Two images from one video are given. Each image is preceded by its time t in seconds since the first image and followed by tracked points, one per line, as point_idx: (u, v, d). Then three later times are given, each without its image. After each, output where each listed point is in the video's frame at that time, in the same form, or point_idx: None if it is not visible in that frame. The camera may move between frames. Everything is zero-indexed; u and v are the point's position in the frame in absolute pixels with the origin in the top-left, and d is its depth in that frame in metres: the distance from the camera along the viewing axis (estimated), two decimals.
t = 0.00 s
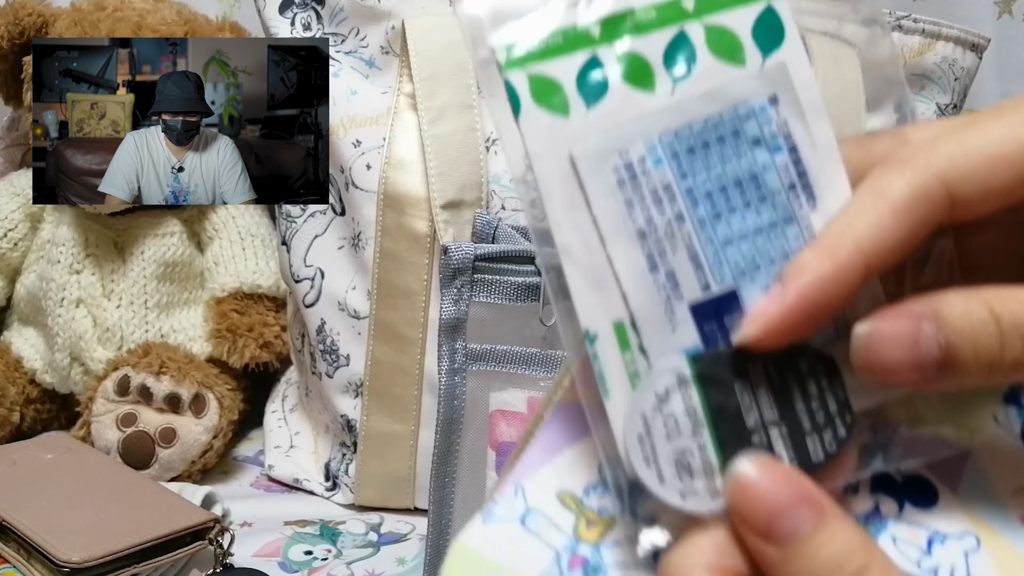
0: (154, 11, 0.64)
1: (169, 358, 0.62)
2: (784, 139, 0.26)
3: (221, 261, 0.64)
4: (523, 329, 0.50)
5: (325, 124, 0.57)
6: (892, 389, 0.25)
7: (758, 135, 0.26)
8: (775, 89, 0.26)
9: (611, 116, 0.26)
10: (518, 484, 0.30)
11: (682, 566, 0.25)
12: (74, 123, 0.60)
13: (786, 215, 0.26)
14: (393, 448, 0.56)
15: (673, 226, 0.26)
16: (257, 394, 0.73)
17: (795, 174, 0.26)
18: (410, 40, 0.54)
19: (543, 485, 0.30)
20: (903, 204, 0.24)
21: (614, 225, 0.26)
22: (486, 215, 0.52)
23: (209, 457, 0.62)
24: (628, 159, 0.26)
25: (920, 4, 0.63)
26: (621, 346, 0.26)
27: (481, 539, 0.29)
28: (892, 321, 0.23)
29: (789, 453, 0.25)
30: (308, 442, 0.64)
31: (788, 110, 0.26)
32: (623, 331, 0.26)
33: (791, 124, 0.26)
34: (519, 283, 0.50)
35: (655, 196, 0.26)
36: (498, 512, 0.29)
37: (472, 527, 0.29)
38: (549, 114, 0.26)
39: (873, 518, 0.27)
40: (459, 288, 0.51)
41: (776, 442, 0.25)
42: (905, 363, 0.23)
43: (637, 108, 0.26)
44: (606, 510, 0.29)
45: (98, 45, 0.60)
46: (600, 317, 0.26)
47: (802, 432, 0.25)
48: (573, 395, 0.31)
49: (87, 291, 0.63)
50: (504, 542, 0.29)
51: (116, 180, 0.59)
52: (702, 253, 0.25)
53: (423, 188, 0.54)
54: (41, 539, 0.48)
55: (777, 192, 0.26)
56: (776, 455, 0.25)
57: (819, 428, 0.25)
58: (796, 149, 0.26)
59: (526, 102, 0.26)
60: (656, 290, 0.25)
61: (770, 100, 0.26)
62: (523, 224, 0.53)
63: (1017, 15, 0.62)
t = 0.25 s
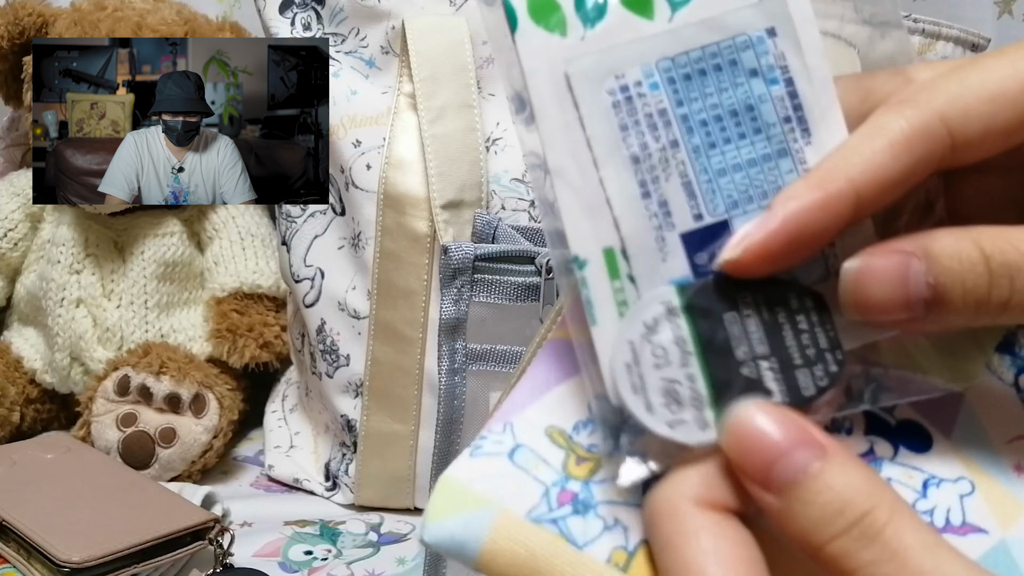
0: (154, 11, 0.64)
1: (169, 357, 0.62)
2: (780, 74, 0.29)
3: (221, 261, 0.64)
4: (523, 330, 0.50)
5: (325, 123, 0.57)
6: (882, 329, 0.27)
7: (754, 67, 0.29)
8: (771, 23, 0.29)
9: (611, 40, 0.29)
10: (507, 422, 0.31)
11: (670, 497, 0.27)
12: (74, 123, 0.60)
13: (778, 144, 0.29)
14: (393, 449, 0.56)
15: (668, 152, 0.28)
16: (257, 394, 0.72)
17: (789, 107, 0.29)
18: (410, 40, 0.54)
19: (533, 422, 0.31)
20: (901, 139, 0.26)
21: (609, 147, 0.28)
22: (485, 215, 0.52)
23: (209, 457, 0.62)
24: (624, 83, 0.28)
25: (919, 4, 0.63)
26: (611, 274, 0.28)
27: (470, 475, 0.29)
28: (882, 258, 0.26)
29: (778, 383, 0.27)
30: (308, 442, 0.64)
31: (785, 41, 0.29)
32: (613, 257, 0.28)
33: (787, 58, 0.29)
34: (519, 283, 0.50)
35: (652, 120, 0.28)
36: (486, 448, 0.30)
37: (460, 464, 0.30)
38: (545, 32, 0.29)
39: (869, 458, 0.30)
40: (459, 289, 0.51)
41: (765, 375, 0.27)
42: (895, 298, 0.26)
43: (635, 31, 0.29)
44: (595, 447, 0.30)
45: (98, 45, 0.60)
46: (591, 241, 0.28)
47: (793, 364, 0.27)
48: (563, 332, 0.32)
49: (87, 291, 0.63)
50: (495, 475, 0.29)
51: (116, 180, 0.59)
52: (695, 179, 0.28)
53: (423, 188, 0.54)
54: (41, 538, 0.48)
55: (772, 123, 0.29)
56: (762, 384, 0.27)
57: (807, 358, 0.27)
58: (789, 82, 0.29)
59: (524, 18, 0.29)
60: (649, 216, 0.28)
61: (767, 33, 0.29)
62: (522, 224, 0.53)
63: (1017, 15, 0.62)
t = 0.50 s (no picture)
0: (154, 11, 0.64)
1: (169, 358, 0.62)
2: (777, 87, 0.29)
3: (220, 261, 0.65)
4: (523, 329, 0.50)
5: (325, 123, 0.57)
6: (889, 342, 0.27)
7: (751, 81, 0.29)
8: (768, 38, 0.29)
9: (607, 56, 0.29)
10: (508, 438, 0.31)
11: (666, 511, 0.27)
12: (74, 123, 0.60)
13: (774, 158, 0.29)
14: (393, 449, 0.56)
15: (664, 166, 0.28)
16: (257, 394, 0.73)
17: (785, 121, 0.29)
18: (410, 40, 0.54)
19: (534, 437, 0.31)
20: (899, 152, 0.26)
21: (604, 160, 0.28)
22: (485, 214, 0.52)
23: (209, 457, 0.62)
24: (620, 98, 0.28)
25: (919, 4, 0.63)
26: (607, 285, 0.28)
27: (471, 491, 0.29)
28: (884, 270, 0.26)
29: (768, 396, 0.27)
30: (308, 442, 0.64)
31: (782, 55, 0.29)
32: (608, 268, 0.28)
33: (784, 72, 0.29)
34: (519, 283, 0.50)
35: (648, 134, 0.28)
36: (487, 463, 0.30)
37: (462, 480, 0.30)
38: (542, 46, 0.29)
39: (869, 469, 0.30)
40: (459, 289, 0.51)
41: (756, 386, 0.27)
42: (896, 311, 0.25)
43: (632, 47, 0.29)
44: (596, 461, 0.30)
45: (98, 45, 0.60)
46: (587, 254, 0.28)
47: (787, 378, 0.27)
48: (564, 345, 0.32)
49: (87, 291, 0.63)
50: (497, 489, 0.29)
51: (116, 180, 0.59)
52: (691, 192, 0.28)
53: (423, 188, 0.54)
54: (41, 539, 0.48)
55: (770, 137, 0.29)
56: (753, 395, 0.27)
57: (801, 370, 0.27)
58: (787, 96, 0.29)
59: (522, 33, 0.29)
60: (645, 229, 0.28)
61: (764, 47, 0.29)
62: (522, 224, 0.53)
63: (1017, 15, 0.62)
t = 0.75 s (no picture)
0: (154, 11, 0.64)
1: (169, 358, 0.62)
2: (779, 91, 0.29)
3: (221, 261, 0.65)
4: (523, 329, 0.50)
5: (325, 123, 0.57)
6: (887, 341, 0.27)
7: (752, 85, 0.29)
8: (771, 43, 0.29)
9: (611, 57, 0.29)
10: (513, 436, 0.31)
11: (667, 509, 0.26)
12: (74, 123, 0.60)
13: (776, 161, 0.29)
14: (394, 449, 0.56)
15: (666, 166, 0.28)
16: (257, 394, 0.73)
17: (787, 125, 0.29)
18: (410, 40, 0.54)
19: (540, 435, 0.31)
20: (897, 152, 0.26)
21: (607, 159, 0.28)
22: (485, 214, 0.52)
23: (209, 457, 0.62)
24: (624, 99, 0.29)
25: (919, 4, 0.63)
26: (609, 283, 0.28)
27: (476, 489, 0.29)
28: (883, 272, 0.25)
29: (767, 391, 0.27)
30: (308, 442, 0.64)
31: (783, 61, 0.29)
32: (609, 266, 0.28)
33: (786, 76, 0.29)
34: (519, 283, 0.50)
35: (650, 135, 0.28)
36: (492, 462, 0.30)
37: (468, 479, 0.30)
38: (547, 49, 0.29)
39: (872, 466, 0.30)
40: (459, 289, 0.51)
41: (755, 382, 0.27)
42: (896, 312, 0.25)
43: (636, 50, 0.29)
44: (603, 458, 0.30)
45: (98, 45, 0.60)
46: (589, 251, 0.28)
47: (784, 374, 0.27)
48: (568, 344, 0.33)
49: (87, 291, 0.63)
50: (503, 489, 0.29)
51: (116, 180, 0.59)
52: (692, 192, 0.28)
53: (423, 188, 0.54)
54: (41, 539, 0.48)
55: (771, 140, 0.29)
56: (751, 391, 0.27)
57: (798, 365, 0.28)
58: (789, 100, 0.29)
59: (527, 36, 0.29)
60: (646, 227, 0.28)
61: (767, 52, 0.29)
62: (522, 224, 0.53)
63: (1017, 16, 0.62)
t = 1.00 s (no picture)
0: (154, 11, 0.64)
1: (169, 358, 0.62)
2: (784, 90, 0.29)
3: (221, 261, 0.65)
4: (523, 330, 0.50)
5: (325, 123, 0.57)
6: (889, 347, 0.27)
7: (757, 84, 0.29)
8: (776, 41, 0.29)
9: (615, 51, 0.29)
10: (514, 430, 0.31)
11: (668, 505, 0.26)
12: (74, 123, 0.60)
13: (779, 160, 0.29)
14: (394, 449, 0.56)
15: (670, 161, 0.28)
16: (258, 394, 0.73)
17: (791, 125, 0.29)
18: (410, 40, 0.54)
19: (541, 429, 0.31)
20: (897, 149, 0.26)
21: (612, 153, 0.28)
22: (485, 215, 0.52)
23: (209, 457, 0.62)
24: (629, 92, 0.29)
25: (918, 5, 0.64)
26: (609, 278, 0.28)
27: (477, 484, 0.29)
28: (887, 280, 0.25)
29: (766, 391, 0.27)
30: (308, 442, 0.64)
31: (788, 61, 0.29)
32: (611, 261, 0.28)
33: (790, 76, 0.29)
34: (519, 283, 0.50)
35: (655, 130, 0.28)
36: (493, 457, 0.30)
37: (468, 473, 0.30)
38: (553, 40, 0.29)
39: (876, 466, 0.30)
40: (460, 288, 0.51)
41: (754, 381, 0.27)
42: (906, 319, 0.25)
43: (641, 45, 0.29)
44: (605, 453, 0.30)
45: (98, 45, 0.60)
46: (591, 246, 0.28)
47: (783, 374, 0.28)
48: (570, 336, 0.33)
49: (87, 291, 0.62)
50: (503, 485, 0.29)
51: (116, 180, 0.59)
52: (695, 188, 0.28)
53: (423, 188, 0.54)
54: (41, 539, 0.48)
55: (774, 139, 0.29)
56: (750, 390, 0.27)
57: (797, 366, 0.28)
58: (793, 100, 0.29)
59: (533, 26, 0.29)
60: (649, 223, 0.28)
61: (772, 49, 0.29)
62: (522, 224, 0.53)
63: (1017, 16, 0.62)
